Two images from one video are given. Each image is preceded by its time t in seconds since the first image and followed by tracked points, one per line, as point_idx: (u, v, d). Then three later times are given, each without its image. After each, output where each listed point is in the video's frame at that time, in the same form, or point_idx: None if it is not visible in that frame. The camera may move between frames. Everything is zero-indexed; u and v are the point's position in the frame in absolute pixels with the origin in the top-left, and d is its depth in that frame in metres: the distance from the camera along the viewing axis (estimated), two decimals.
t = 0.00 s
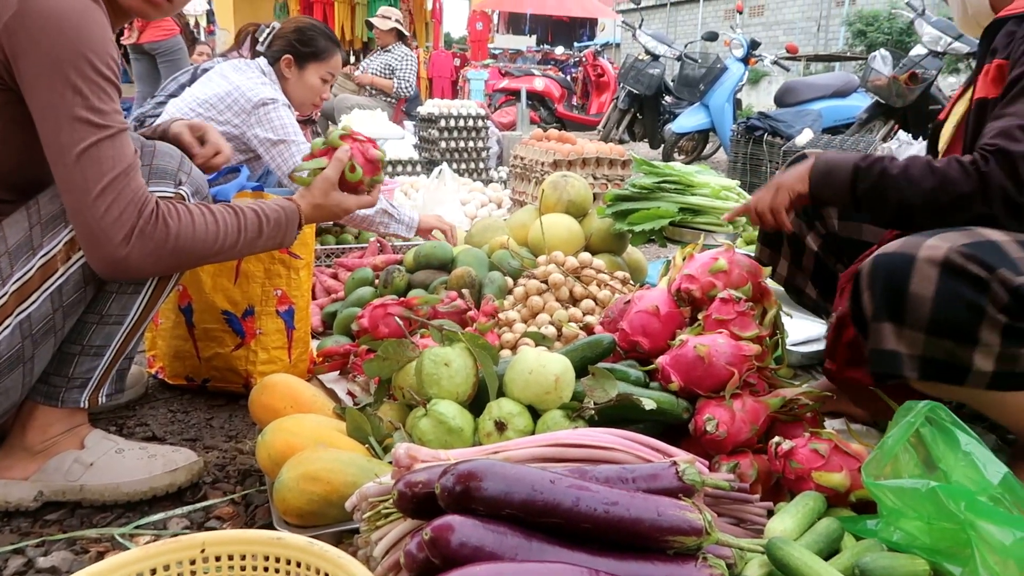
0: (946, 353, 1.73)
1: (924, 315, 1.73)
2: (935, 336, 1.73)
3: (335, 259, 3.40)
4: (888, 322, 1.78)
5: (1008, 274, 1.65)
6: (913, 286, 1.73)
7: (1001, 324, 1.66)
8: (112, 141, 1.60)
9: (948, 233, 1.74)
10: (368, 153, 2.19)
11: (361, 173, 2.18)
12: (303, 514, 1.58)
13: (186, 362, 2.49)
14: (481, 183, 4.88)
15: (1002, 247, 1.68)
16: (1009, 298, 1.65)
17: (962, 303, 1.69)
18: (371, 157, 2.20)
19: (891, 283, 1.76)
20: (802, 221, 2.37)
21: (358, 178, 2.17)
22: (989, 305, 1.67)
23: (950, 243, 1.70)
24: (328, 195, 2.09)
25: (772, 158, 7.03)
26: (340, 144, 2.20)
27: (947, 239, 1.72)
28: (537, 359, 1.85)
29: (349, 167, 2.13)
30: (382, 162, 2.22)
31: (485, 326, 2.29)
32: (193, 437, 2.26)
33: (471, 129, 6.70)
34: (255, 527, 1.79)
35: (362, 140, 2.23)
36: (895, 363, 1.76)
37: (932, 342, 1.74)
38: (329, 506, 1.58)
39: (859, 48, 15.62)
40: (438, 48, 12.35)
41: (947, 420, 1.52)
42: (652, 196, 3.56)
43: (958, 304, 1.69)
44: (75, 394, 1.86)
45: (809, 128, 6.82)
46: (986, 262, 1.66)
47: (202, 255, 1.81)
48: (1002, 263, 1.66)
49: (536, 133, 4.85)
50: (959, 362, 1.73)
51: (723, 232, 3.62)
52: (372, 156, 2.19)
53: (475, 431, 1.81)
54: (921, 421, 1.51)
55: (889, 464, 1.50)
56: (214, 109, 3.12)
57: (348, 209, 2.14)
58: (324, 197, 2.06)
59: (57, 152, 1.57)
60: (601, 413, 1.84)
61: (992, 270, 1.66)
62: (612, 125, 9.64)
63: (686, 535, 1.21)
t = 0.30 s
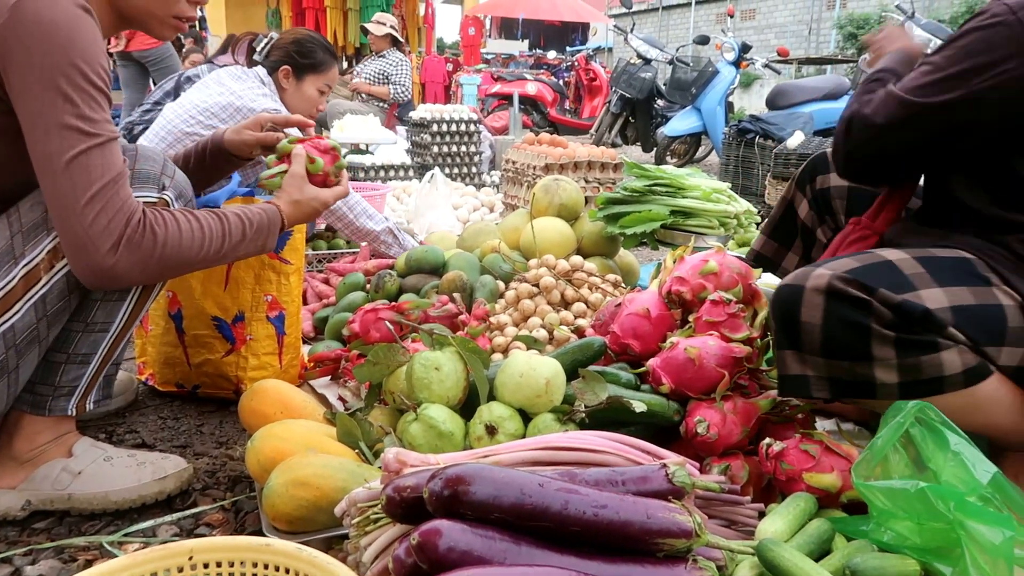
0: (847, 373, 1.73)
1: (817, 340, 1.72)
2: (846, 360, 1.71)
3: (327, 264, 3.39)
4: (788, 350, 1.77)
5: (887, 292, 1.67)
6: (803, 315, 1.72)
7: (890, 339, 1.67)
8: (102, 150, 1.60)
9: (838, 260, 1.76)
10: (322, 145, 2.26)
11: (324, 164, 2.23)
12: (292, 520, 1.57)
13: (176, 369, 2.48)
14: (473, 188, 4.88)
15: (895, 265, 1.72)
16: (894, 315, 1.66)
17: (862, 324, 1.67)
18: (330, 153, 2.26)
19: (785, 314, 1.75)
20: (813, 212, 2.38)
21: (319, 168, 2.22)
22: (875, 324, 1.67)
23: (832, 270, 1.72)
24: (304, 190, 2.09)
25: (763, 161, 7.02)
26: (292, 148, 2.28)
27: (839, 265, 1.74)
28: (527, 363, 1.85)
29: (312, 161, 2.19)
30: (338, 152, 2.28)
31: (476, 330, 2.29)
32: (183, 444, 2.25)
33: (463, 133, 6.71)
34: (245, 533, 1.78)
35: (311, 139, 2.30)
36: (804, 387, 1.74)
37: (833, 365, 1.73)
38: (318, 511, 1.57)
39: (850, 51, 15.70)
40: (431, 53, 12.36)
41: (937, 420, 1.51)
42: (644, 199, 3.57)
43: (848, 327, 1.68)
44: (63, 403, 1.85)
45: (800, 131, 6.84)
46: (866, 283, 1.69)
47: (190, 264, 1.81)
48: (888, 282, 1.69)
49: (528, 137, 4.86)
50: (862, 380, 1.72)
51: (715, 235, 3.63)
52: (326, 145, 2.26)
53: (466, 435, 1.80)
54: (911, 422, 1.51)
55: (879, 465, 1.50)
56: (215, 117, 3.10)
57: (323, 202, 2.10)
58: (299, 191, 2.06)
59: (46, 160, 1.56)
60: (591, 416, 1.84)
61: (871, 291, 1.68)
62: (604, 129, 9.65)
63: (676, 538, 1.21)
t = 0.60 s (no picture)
0: (822, 352, 1.77)
1: (792, 320, 1.77)
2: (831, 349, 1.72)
3: (316, 262, 3.38)
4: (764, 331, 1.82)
5: (858, 272, 1.71)
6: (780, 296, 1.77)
7: (861, 317, 1.71)
8: (87, 151, 1.59)
9: (815, 245, 1.80)
10: (300, 146, 2.27)
11: (303, 164, 2.23)
12: (281, 519, 1.56)
13: (164, 369, 2.46)
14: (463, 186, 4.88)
15: (867, 249, 1.76)
16: (864, 293, 1.70)
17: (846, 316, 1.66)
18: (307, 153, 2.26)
19: (762, 296, 1.80)
20: (801, 212, 2.33)
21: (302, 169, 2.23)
22: (846, 303, 1.71)
23: (806, 253, 1.76)
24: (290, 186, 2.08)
25: (752, 158, 7.04)
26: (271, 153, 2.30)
27: (814, 250, 1.79)
28: (517, 360, 1.85)
29: (291, 160, 2.19)
30: (315, 150, 2.28)
31: (467, 327, 2.29)
32: (172, 443, 2.24)
33: (453, 131, 6.69)
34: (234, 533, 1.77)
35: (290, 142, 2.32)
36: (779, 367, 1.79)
37: (807, 344, 1.77)
38: (307, 510, 1.56)
39: (838, 49, 15.78)
40: (422, 51, 12.33)
41: (925, 413, 1.52)
42: (633, 197, 3.57)
43: (823, 307, 1.73)
44: (49, 403, 1.84)
45: (789, 128, 6.86)
46: (838, 264, 1.73)
47: (175, 263, 1.80)
48: (862, 264, 1.73)
49: (518, 135, 4.85)
50: (843, 366, 1.75)
51: (704, 232, 3.64)
52: (303, 145, 2.27)
53: (456, 433, 1.80)
54: (899, 416, 1.51)
55: (868, 459, 1.49)
56: (206, 115, 3.07)
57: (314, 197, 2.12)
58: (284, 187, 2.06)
59: (30, 160, 1.54)
60: (581, 412, 1.84)
61: (843, 271, 1.72)
62: (594, 127, 9.65)
63: (666, 532, 1.21)
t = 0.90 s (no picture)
0: (793, 334, 1.76)
1: (764, 303, 1.76)
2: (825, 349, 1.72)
3: (309, 262, 3.37)
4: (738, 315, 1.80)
5: (829, 256, 1.72)
6: (752, 280, 1.77)
7: (831, 300, 1.71)
8: (77, 153, 1.58)
9: (790, 232, 1.80)
10: (292, 148, 2.29)
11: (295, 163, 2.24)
12: (277, 521, 1.56)
13: (157, 370, 2.46)
14: (456, 185, 4.87)
15: (841, 236, 1.77)
16: (834, 275, 1.71)
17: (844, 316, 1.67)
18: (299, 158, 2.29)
19: (736, 280, 1.80)
20: (790, 212, 2.34)
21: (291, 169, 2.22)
22: (817, 286, 1.72)
23: (780, 239, 1.77)
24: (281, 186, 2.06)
25: (745, 155, 7.05)
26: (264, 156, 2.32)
27: (788, 236, 1.79)
28: (511, 360, 1.85)
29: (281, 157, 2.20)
30: (307, 152, 2.31)
31: (461, 327, 2.28)
32: (165, 445, 2.23)
33: (446, 130, 6.69)
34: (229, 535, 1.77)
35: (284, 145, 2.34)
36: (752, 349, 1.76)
37: (779, 326, 1.76)
38: (302, 511, 1.56)
39: (830, 46, 15.83)
40: (414, 49, 12.30)
41: (917, 411, 1.53)
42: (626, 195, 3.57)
43: (794, 290, 1.73)
44: (41, 405, 1.83)
45: (782, 125, 6.87)
46: (809, 249, 1.73)
47: (165, 265, 1.79)
48: (834, 249, 1.74)
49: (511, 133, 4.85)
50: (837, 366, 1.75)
51: (697, 230, 3.64)
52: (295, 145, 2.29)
53: (450, 433, 1.80)
54: (892, 414, 1.51)
55: (861, 457, 1.50)
56: (198, 117, 3.06)
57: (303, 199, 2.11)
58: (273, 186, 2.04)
59: (19, 162, 1.54)
60: (576, 412, 1.85)
61: (814, 255, 1.72)
62: (587, 125, 9.64)
63: (660, 533, 1.21)
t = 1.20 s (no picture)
0: (787, 332, 1.72)
1: (757, 301, 1.73)
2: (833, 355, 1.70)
3: (314, 269, 3.38)
4: (733, 313, 1.77)
5: (822, 254, 1.69)
6: (747, 278, 1.74)
7: (822, 298, 1.68)
8: (83, 163, 1.59)
9: (784, 232, 1.78)
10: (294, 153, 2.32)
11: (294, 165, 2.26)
12: (281, 528, 1.56)
13: (162, 377, 2.46)
14: (459, 191, 4.88)
15: (836, 237, 1.74)
16: (826, 274, 1.68)
17: (843, 320, 1.66)
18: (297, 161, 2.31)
19: (731, 279, 1.77)
20: (793, 218, 2.32)
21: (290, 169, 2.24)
22: (810, 284, 1.68)
23: (774, 238, 1.74)
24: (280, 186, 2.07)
25: (748, 160, 7.05)
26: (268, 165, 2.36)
27: (783, 236, 1.76)
28: (515, 365, 1.84)
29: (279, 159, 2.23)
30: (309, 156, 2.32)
31: (465, 333, 2.29)
32: (170, 452, 2.23)
33: (449, 136, 6.70)
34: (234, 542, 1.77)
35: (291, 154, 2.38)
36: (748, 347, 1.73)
37: (773, 324, 1.72)
38: (307, 518, 1.56)
39: (832, 50, 15.84)
40: (417, 56, 12.33)
41: (923, 416, 1.52)
42: (630, 201, 3.57)
43: (788, 289, 1.70)
44: (47, 413, 1.83)
45: (785, 130, 6.88)
46: (802, 247, 1.70)
47: (170, 273, 1.80)
48: (827, 248, 1.71)
49: (514, 139, 4.85)
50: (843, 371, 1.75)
51: (701, 235, 3.64)
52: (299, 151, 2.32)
53: (455, 439, 1.80)
54: (897, 419, 1.51)
55: (867, 463, 1.51)
56: (197, 121, 3.07)
57: (315, 202, 2.13)
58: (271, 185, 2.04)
59: (26, 172, 1.55)
60: (580, 418, 1.84)
61: (806, 253, 1.69)
62: (590, 130, 9.65)
63: (667, 538, 1.21)
